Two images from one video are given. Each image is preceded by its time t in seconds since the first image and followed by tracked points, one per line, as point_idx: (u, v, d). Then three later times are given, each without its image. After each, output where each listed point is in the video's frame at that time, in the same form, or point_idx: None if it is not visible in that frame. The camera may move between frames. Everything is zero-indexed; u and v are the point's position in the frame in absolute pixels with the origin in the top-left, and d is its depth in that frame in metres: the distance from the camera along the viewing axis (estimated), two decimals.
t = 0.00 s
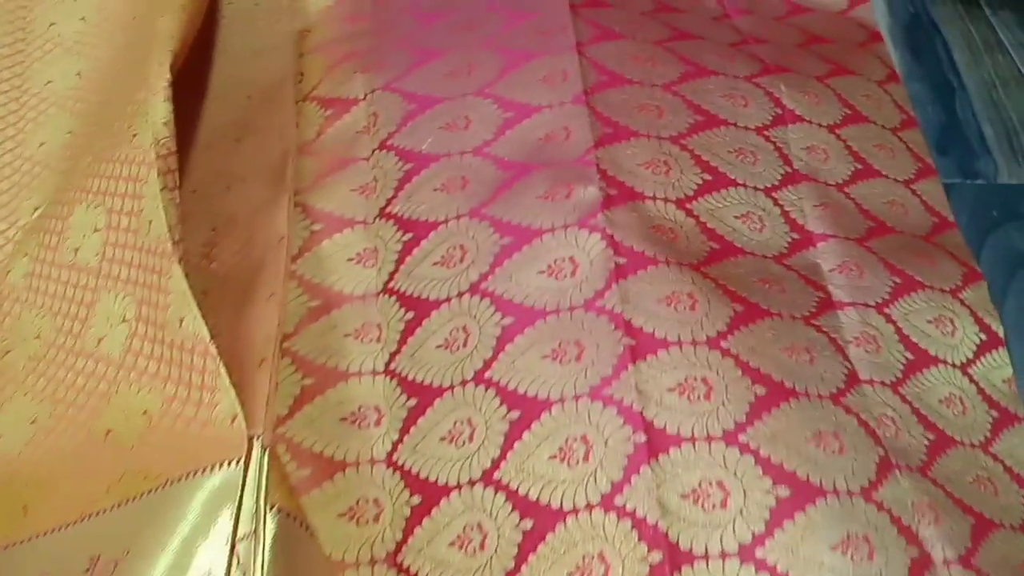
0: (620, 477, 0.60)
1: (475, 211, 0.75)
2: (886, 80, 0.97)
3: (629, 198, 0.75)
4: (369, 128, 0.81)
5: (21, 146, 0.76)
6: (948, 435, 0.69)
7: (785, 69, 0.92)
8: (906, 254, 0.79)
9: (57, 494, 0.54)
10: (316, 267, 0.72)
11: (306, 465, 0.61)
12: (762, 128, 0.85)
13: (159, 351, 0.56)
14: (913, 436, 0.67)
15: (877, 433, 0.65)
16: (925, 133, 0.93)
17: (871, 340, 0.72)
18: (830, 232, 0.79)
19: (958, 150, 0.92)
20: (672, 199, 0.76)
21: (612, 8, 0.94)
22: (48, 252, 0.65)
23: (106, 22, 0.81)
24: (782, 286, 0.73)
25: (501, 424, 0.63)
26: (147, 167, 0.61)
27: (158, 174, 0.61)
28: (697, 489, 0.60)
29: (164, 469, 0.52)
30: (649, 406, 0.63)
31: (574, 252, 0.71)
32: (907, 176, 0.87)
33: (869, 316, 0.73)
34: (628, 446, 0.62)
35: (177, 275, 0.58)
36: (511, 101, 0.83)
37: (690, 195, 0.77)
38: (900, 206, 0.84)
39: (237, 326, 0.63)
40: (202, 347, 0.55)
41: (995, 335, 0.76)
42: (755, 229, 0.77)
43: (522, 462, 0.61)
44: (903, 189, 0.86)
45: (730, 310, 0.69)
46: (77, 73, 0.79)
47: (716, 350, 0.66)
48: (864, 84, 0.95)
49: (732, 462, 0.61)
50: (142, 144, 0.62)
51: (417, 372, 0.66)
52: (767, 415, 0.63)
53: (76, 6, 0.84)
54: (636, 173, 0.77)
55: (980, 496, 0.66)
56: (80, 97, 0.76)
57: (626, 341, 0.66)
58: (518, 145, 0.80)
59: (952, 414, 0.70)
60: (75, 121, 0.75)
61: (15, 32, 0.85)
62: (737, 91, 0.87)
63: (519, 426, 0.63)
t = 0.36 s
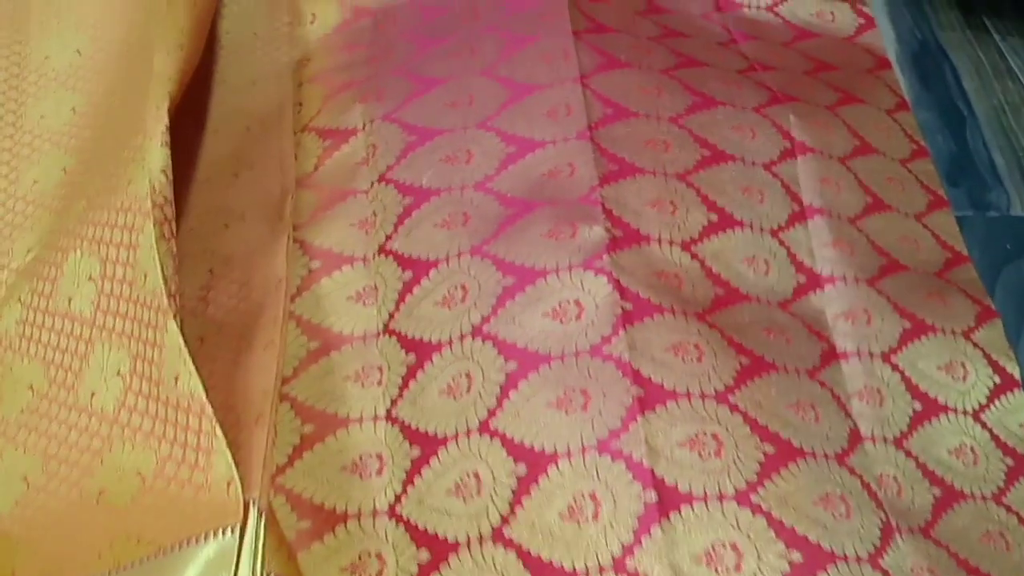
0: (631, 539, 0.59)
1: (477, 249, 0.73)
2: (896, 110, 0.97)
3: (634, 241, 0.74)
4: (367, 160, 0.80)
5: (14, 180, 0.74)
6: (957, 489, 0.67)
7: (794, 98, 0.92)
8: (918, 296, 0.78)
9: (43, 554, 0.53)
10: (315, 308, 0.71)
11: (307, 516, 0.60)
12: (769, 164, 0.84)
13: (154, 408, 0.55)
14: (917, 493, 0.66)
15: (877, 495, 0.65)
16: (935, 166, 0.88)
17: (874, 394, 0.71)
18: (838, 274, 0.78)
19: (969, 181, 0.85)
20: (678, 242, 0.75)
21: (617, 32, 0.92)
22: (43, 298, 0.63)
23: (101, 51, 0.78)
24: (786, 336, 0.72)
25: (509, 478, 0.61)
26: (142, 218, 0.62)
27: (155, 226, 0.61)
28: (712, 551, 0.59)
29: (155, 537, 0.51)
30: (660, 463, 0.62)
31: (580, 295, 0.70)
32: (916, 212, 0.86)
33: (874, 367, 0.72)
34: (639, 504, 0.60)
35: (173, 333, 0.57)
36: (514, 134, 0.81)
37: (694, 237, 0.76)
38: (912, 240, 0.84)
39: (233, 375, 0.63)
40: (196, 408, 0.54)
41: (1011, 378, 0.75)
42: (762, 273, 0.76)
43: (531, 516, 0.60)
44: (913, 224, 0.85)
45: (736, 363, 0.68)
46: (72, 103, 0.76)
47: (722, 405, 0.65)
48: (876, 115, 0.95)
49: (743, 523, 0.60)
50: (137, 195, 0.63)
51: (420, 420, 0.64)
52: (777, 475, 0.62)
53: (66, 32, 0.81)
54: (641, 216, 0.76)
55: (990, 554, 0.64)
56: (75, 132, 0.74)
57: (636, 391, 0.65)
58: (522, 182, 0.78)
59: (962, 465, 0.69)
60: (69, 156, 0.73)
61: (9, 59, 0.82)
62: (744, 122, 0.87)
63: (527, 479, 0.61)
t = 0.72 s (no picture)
0: None
1: (486, 310, 0.73)
2: (902, 150, 0.95)
3: (642, 303, 0.74)
4: (375, 216, 0.80)
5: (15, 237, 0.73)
6: (969, 550, 0.67)
7: (802, 144, 0.91)
8: (928, 349, 0.78)
9: None
10: (322, 368, 0.71)
11: None
12: (775, 218, 0.84)
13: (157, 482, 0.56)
14: (923, 558, 0.66)
15: (880, 565, 0.65)
16: (945, 206, 0.90)
17: (880, 457, 0.71)
18: (842, 333, 0.78)
19: (978, 224, 0.88)
20: (686, 302, 0.75)
21: (623, 81, 0.91)
22: (46, 364, 0.63)
23: (109, 108, 0.78)
24: (794, 401, 0.73)
25: (522, 551, 0.62)
26: (150, 286, 0.62)
27: (161, 293, 0.61)
28: None
29: None
30: (675, 539, 0.62)
31: (591, 358, 0.70)
32: (925, 258, 0.85)
33: (879, 429, 0.73)
34: None
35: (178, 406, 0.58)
36: (520, 190, 0.82)
37: (702, 297, 0.76)
38: (921, 289, 0.82)
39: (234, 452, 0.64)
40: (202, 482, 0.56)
41: None
42: (769, 332, 0.76)
43: None
44: (923, 271, 0.84)
45: (745, 435, 0.68)
46: (75, 158, 0.76)
47: (732, 479, 0.66)
48: (883, 157, 0.93)
49: None
50: (144, 263, 0.63)
51: (431, 488, 0.65)
52: (784, 555, 0.63)
53: (71, 88, 0.80)
54: (649, 274, 0.76)
55: None
56: (82, 190, 0.74)
57: (650, 464, 0.65)
58: (530, 241, 0.78)
59: (976, 524, 0.69)
60: (72, 217, 0.73)
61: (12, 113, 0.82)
62: (749, 174, 0.87)
63: (540, 553, 0.62)
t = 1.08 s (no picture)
0: None
1: (500, 343, 0.73)
2: (914, 176, 0.94)
3: (656, 339, 0.75)
4: (385, 245, 0.80)
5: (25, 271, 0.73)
6: None
7: (812, 176, 0.91)
8: (936, 385, 0.78)
9: None
10: (333, 401, 0.71)
11: None
12: (786, 252, 0.85)
13: (171, 524, 0.56)
14: None
15: None
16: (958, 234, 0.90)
17: (892, 494, 0.71)
18: (849, 370, 0.78)
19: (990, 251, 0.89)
20: (697, 340, 0.76)
21: (634, 112, 0.92)
22: (58, 401, 0.64)
23: (124, 140, 0.79)
24: (805, 440, 0.73)
25: None
26: (162, 327, 0.62)
27: (173, 336, 0.61)
28: None
29: None
30: None
31: (607, 395, 0.70)
32: (935, 289, 0.85)
33: (890, 466, 0.73)
34: None
35: (190, 451, 0.58)
36: (533, 222, 0.82)
37: (713, 333, 0.77)
38: (932, 321, 0.82)
39: (245, 487, 0.64)
40: (216, 525, 0.55)
41: None
42: (778, 370, 0.77)
43: None
44: (933, 302, 0.84)
45: (760, 474, 0.69)
46: (88, 190, 0.76)
47: (749, 519, 0.66)
48: (894, 184, 0.93)
49: None
50: (157, 304, 0.63)
51: (445, 525, 0.64)
52: None
53: (86, 120, 0.81)
54: (662, 310, 0.77)
55: None
56: (94, 222, 0.74)
57: (670, 503, 0.65)
58: (544, 272, 0.78)
59: (994, 558, 0.69)
60: (83, 249, 0.73)
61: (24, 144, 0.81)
62: (760, 209, 0.87)
63: None
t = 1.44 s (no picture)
0: None
1: (514, 378, 0.74)
2: (925, 199, 0.94)
3: (671, 370, 0.75)
4: (398, 275, 0.81)
5: (37, 297, 0.72)
6: None
7: (824, 201, 0.91)
8: (960, 406, 0.77)
9: None
10: (345, 431, 0.71)
11: None
12: (801, 276, 0.84)
13: (181, 559, 0.56)
14: None
15: None
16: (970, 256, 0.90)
17: (926, 515, 0.70)
18: (875, 392, 0.77)
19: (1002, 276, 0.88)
20: (716, 367, 0.76)
21: (645, 140, 0.92)
22: (68, 431, 0.63)
23: (139, 170, 0.78)
24: (832, 463, 0.72)
25: None
26: (173, 361, 0.63)
27: (184, 369, 0.63)
28: None
29: None
30: None
31: (620, 432, 0.71)
32: (951, 312, 0.84)
33: (922, 486, 0.72)
34: None
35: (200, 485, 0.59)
36: (545, 256, 0.82)
37: (733, 360, 0.77)
38: (949, 344, 0.82)
39: (258, 519, 0.64)
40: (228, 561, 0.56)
41: None
42: (800, 394, 0.76)
43: None
44: (949, 323, 0.83)
45: (785, 500, 0.68)
46: (101, 218, 0.76)
47: (774, 549, 0.65)
48: (906, 207, 0.93)
49: None
50: (169, 338, 0.64)
51: (461, 561, 0.64)
52: None
53: (98, 148, 0.80)
54: (678, 340, 0.77)
55: None
56: (107, 251, 0.74)
57: (683, 544, 0.65)
58: (556, 305, 0.78)
59: None
60: (97, 276, 0.72)
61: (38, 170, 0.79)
62: (774, 235, 0.87)
63: None
